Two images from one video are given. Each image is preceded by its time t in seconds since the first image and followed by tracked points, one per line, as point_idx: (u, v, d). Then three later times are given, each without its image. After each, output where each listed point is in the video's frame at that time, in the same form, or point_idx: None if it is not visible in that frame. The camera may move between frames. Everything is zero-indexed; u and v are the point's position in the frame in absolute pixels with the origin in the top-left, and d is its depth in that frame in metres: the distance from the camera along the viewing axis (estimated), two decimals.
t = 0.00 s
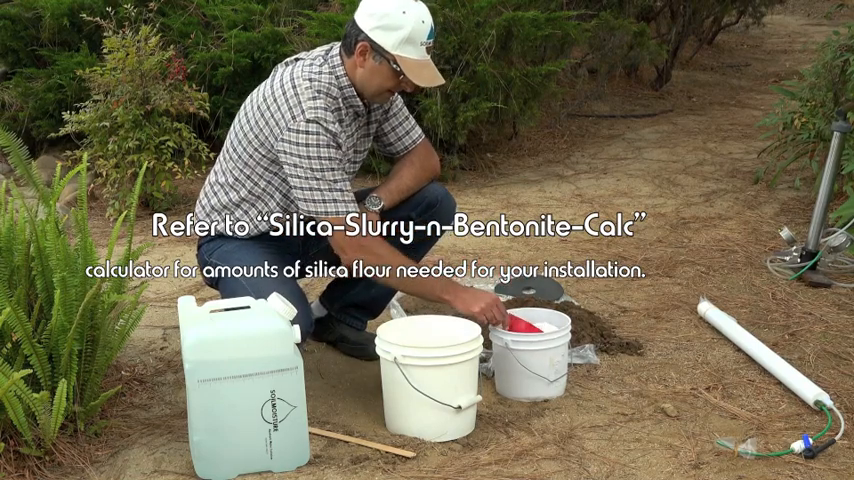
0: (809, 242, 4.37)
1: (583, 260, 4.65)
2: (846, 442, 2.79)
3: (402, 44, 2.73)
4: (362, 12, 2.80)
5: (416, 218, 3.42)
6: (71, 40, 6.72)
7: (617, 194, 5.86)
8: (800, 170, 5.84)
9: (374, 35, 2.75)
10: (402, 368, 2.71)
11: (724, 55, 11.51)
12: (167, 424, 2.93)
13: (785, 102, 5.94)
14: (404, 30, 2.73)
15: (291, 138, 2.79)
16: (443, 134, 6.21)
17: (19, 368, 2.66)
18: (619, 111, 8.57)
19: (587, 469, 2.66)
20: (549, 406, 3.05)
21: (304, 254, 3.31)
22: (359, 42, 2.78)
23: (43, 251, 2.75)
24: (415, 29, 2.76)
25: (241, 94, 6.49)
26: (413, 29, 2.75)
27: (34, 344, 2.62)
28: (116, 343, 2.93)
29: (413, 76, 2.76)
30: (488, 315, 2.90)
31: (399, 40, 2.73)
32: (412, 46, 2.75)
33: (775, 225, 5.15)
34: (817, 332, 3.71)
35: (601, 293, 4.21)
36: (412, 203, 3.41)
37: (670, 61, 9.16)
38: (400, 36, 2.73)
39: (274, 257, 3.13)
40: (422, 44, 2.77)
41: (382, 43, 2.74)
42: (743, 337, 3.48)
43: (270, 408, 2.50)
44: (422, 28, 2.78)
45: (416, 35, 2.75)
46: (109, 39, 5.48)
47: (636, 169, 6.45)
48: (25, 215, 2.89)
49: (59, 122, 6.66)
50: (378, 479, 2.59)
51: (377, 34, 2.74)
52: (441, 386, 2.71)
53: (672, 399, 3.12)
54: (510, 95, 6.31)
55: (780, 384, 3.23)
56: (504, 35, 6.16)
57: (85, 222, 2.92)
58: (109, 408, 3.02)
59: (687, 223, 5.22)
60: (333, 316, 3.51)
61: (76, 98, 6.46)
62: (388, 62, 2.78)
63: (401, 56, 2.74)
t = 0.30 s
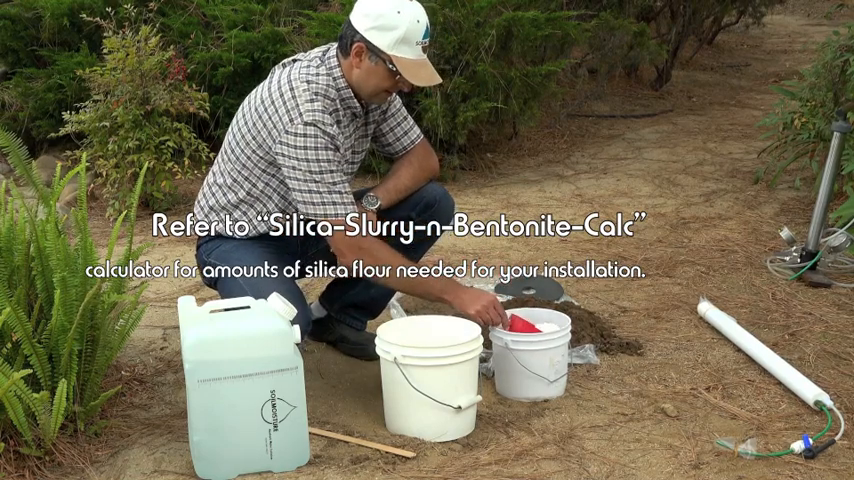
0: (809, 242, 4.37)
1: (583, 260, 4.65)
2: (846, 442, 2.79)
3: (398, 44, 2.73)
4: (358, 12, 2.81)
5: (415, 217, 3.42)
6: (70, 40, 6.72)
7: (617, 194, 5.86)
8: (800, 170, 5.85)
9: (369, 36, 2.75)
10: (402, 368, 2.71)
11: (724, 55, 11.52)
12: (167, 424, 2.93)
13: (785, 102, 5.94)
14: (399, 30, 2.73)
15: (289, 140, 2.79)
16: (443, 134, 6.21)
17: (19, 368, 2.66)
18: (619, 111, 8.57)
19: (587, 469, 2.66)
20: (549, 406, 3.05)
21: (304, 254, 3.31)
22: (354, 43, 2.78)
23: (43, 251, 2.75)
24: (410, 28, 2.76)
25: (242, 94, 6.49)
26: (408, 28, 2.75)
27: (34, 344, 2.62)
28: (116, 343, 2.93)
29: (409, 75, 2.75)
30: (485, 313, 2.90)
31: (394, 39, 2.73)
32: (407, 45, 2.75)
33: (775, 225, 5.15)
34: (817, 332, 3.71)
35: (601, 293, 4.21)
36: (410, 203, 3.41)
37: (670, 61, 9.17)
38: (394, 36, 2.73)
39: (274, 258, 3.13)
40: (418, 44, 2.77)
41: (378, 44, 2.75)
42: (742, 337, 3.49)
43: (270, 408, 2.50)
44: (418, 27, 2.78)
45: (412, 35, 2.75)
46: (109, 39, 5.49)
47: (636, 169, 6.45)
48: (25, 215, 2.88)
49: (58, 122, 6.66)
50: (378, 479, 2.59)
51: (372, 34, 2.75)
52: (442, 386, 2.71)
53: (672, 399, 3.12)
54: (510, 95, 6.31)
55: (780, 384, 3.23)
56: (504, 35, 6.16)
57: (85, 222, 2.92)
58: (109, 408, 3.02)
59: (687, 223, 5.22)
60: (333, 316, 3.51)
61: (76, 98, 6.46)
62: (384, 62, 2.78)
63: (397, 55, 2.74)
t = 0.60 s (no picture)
0: (809, 242, 4.37)
1: (583, 260, 4.65)
2: (846, 442, 2.79)
3: (397, 44, 2.73)
4: (358, 12, 2.81)
5: (415, 218, 3.42)
6: (70, 40, 6.72)
7: (617, 194, 5.86)
8: (801, 170, 5.84)
9: (369, 36, 2.75)
10: (402, 368, 2.71)
11: (724, 55, 11.52)
12: (167, 424, 2.93)
13: (785, 102, 5.94)
14: (399, 30, 2.73)
15: (286, 140, 2.79)
16: (443, 134, 6.21)
17: (19, 368, 2.66)
18: (619, 111, 8.57)
19: (587, 469, 2.66)
20: (549, 406, 3.05)
21: (305, 254, 3.31)
22: (354, 43, 2.78)
23: (43, 251, 2.75)
24: (410, 28, 2.76)
25: (242, 94, 6.49)
26: (408, 28, 2.75)
27: (34, 344, 2.62)
28: (116, 343, 2.93)
29: (407, 76, 2.75)
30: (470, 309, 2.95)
31: (394, 40, 2.73)
32: (407, 46, 2.75)
33: (775, 225, 5.15)
34: (817, 332, 3.71)
35: (601, 293, 4.21)
36: (411, 203, 3.40)
37: (670, 60, 9.17)
38: (394, 36, 2.73)
39: (274, 258, 3.14)
40: (417, 44, 2.77)
41: (377, 44, 2.75)
42: (743, 337, 3.48)
43: (270, 408, 2.50)
44: (417, 28, 2.78)
45: (411, 35, 2.75)
46: (109, 39, 5.49)
47: (636, 169, 6.45)
48: (25, 215, 2.88)
49: (58, 122, 6.66)
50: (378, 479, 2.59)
51: (372, 34, 2.75)
52: (442, 386, 2.71)
53: (672, 399, 3.12)
54: (510, 95, 6.31)
55: (780, 384, 3.23)
56: (504, 35, 6.16)
57: (85, 222, 2.92)
58: (109, 408, 3.02)
59: (687, 223, 5.22)
60: (333, 316, 3.50)
61: (76, 98, 6.46)
62: (384, 62, 2.78)
63: (396, 56, 2.74)
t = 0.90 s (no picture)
0: (809, 242, 4.37)
1: (583, 260, 4.65)
2: (846, 442, 2.79)
3: (390, 43, 2.74)
4: (352, 10, 2.80)
5: (415, 218, 3.42)
6: (70, 40, 6.72)
7: (617, 194, 5.86)
8: (800, 170, 5.85)
9: (362, 35, 2.75)
10: (402, 368, 2.72)
11: (724, 55, 11.52)
12: (167, 424, 2.93)
13: (785, 102, 5.94)
14: (392, 29, 2.73)
15: (279, 139, 2.80)
16: (443, 134, 6.21)
17: (19, 368, 2.66)
18: (619, 111, 8.57)
19: (587, 469, 2.66)
20: (549, 406, 3.05)
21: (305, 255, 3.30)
22: (347, 41, 2.78)
23: (43, 251, 2.75)
24: (403, 27, 2.76)
25: (241, 94, 6.49)
26: (401, 27, 2.75)
27: (34, 344, 2.62)
28: (116, 343, 2.93)
29: (400, 75, 2.76)
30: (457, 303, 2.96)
31: (386, 38, 2.73)
32: (400, 45, 2.75)
33: (775, 225, 5.15)
34: (817, 332, 3.71)
35: (601, 293, 4.21)
36: (411, 203, 3.40)
37: (670, 60, 9.17)
38: (387, 35, 2.73)
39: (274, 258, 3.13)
40: (411, 43, 2.77)
41: (370, 42, 2.75)
42: (743, 337, 3.48)
43: (270, 408, 2.50)
44: (411, 26, 2.78)
45: (404, 34, 2.75)
46: (109, 39, 5.49)
47: (636, 169, 6.45)
48: (25, 215, 2.88)
49: (59, 122, 6.66)
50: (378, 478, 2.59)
51: (365, 32, 2.75)
52: (442, 386, 2.71)
53: (672, 399, 3.11)
54: (510, 95, 6.31)
55: (780, 384, 3.23)
56: (504, 35, 6.16)
57: (85, 222, 2.92)
58: (109, 408, 3.02)
59: (687, 223, 5.22)
60: (333, 316, 3.50)
61: (76, 98, 6.45)
62: (377, 60, 2.78)
63: (389, 54, 2.74)
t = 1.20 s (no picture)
0: (809, 242, 4.37)
1: (583, 260, 4.65)
2: (846, 442, 2.79)
3: (375, 33, 2.74)
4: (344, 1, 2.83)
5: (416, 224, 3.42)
6: (70, 40, 6.72)
7: (617, 194, 5.86)
8: (801, 170, 5.85)
9: (349, 24, 2.78)
10: (402, 368, 2.71)
11: (724, 55, 11.52)
12: (167, 424, 2.93)
13: (785, 102, 5.94)
14: (377, 19, 2.74)
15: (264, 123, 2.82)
16: (443, 134, 6.21)
17: (19, 368, 2.66)
18: (619, 111, 8.57)
19: (587, 469, 2.66)
20: (549, 406, 3.05)
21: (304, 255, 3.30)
22: (337, 30, 2.81)
23: (43, 251, 2.75)
24: (391, 17, 2.76)
25: (241, 94, 6.49)
26: (388, 18, 2.75)
27: (34, 344, 2.62)
28: (116, 343, 2.93)
29: (383, 65, 2.75)
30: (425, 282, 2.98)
31: (372, 28, 2.74)
32: (385, 35, 2.74)
33: (775, 225, 5.15)
34: (817, 332, 3.71)
35: (601, 293, 4.21)
36: (412, 209, 3.41)
37: (670, 60, 9.17)
38: (372, 25, 2.74)
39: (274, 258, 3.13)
40: (397, 34, 2.76)
41: (357, 31, 2.76)
42: (743, 337, 3.48)
43: (270, 408, 2.50)
44: (398, 17, 2.77)
45: (390, 24, 2.74)
46: (109, 39, 5.49)
47: (636, 169, 6.45)
48: (25, 215, 2.88)
49: (58, 122, 6.66)
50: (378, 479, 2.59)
51: (353, 21, 2.77)
52: (442, 386, 2.71)
53: (672, 399, 3.11)
54: (510, 95, 6.30)
55: (780, 384, 3.23)
56: (504, 35, 6.16)
57: (85, 222, 2.92)
58: (109, 408, 3.02)
59: (687, 223, 5.22)
60: (333, 317, 3.50)
61: (76, 98, 6.45)
62: (363, 50, 2.78)
63: (374, 43, 2.75)
